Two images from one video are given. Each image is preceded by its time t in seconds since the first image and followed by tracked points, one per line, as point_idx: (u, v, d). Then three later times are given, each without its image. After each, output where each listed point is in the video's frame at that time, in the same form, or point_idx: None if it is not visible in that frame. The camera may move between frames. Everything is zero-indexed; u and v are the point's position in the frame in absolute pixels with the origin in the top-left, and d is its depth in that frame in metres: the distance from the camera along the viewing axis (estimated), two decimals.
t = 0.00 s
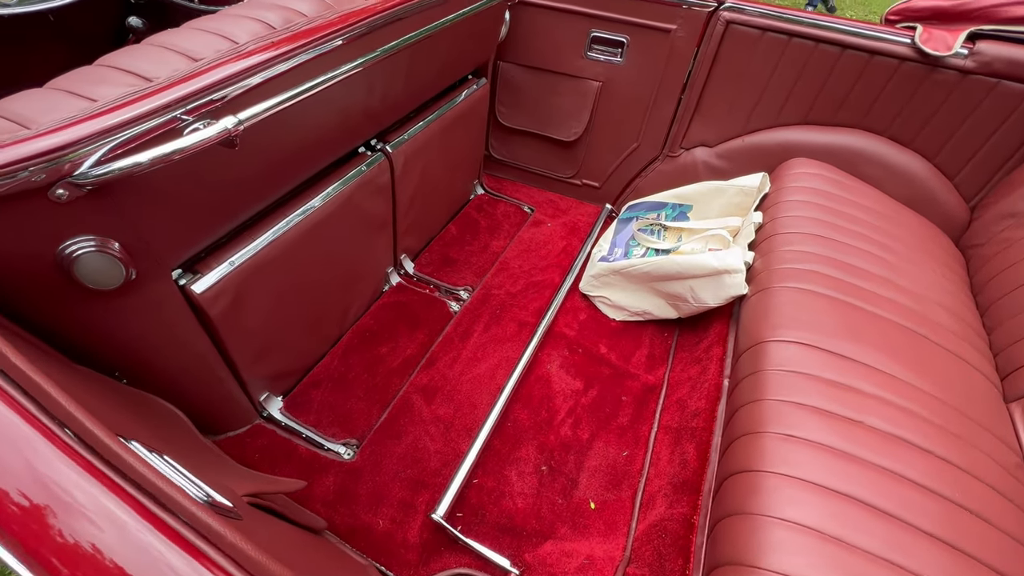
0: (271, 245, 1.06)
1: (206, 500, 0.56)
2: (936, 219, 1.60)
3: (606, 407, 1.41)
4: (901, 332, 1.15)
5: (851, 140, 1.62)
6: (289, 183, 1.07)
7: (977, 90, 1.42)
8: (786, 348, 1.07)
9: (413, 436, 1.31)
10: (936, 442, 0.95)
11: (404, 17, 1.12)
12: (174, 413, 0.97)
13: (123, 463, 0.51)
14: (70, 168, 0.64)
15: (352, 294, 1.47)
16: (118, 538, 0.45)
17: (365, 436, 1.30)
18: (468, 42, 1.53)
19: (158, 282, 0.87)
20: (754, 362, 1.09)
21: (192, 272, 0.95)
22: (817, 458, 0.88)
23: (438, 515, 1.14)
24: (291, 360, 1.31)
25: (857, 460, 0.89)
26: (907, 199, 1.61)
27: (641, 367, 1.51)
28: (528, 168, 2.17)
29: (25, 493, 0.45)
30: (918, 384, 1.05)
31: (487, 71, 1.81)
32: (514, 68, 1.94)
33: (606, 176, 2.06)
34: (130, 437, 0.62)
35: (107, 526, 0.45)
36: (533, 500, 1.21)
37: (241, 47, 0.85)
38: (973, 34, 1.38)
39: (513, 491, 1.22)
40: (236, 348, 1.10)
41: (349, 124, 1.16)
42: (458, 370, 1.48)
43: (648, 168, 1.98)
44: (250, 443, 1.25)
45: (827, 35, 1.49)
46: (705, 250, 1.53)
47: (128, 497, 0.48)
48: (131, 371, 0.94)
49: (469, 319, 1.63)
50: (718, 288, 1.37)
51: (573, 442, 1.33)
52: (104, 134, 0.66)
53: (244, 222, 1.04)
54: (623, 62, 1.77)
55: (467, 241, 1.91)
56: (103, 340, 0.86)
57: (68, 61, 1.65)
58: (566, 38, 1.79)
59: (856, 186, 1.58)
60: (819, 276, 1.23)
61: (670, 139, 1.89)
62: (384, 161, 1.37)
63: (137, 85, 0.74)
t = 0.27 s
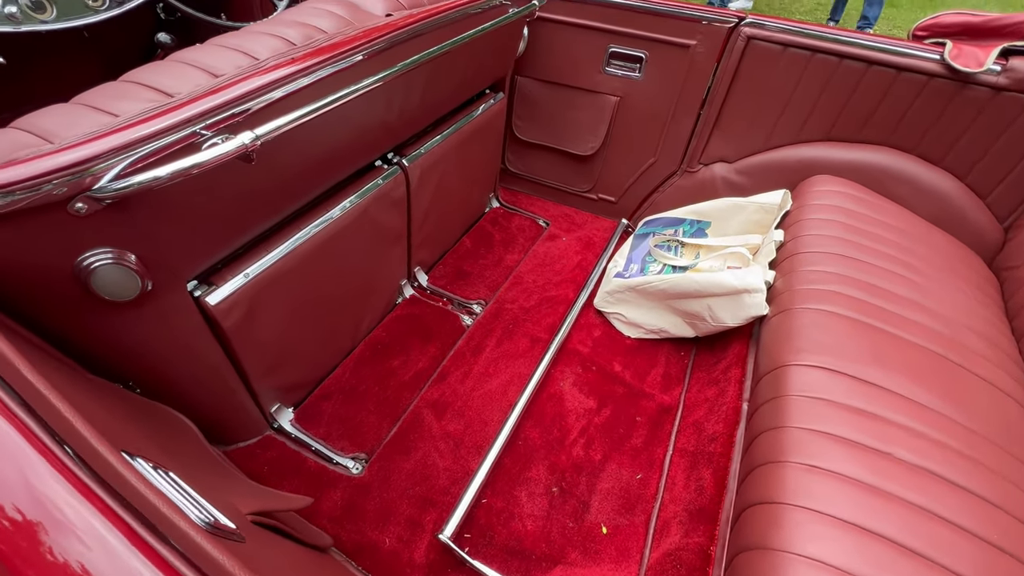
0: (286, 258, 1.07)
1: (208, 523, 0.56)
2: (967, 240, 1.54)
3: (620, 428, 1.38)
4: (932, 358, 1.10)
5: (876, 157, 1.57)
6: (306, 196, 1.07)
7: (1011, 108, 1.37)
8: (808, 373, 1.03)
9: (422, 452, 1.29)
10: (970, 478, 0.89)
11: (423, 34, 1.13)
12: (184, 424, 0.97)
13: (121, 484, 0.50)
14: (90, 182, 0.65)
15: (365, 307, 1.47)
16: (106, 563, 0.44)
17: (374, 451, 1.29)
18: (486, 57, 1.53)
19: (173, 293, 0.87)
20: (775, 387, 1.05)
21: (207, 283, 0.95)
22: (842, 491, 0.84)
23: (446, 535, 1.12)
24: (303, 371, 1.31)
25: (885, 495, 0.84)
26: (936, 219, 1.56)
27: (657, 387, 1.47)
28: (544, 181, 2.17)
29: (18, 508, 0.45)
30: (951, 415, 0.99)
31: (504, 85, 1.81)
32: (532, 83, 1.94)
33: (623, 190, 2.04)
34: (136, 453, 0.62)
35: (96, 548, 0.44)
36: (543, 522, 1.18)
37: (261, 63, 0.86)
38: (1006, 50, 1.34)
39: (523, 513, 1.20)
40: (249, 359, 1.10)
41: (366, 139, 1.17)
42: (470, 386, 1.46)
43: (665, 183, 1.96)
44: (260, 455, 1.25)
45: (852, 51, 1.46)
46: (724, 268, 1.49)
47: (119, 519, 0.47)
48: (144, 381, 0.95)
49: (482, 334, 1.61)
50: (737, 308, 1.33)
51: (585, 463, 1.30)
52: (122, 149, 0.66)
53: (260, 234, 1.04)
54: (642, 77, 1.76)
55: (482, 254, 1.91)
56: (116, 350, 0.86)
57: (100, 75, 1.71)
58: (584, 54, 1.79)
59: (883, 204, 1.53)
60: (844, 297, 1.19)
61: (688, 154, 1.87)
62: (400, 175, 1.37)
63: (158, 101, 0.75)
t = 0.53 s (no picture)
0: (303, 272, 1.08)
1: (217, 543, 0.56)
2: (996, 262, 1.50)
3: (633, 448, 1.35)
4: (961, 386, 1.06)
5: (900, 176, 1.54)
6: (323, 211, 1.08)
7: None
8: (830, 399, 1.00)
9: (432, 469, 1.28)
10: (1004, 515, 0.85)
11: (442, 53, 1.15)
12: (199, 436, 0.98)
13: (132, 502, 0.51)
14: (118, 199, 0.66)
15: (379, 320, 1.48)
16: None
17: (385, 466, 1.29)
18: (503, 75, 1.55)
19: (193, 306, 0.89)
20: (797, 413, 1.02)
21: (225, 296, 0.96)
22: (867, 525, 0.81)
23: (455, 556, 1.11)
24: (316, 384, 1.31)
25: (913, 529, 0.81)
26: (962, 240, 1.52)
27: (672, 408, 1.45)
28: (559, 196, 2.17)
29: (26, 515, 0.45)
30: (982, 446, 0.95)
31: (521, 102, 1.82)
32: (548, 99, 1.95)
33: (638, 206, 2.03)
34: (150, 468, 0.62)
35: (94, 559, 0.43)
36: (555, 545, 1.15)
37: (285, 82, 0.88)
38: None
39: (533, 534, 1.17)
40: (263, 372, 1.11)
41: (383, 155, 1.19)
42: (482, 401, 1.45)
43: (682, 199, 1.94)
44: (272, 467, 1.25)
45: (875, 69, 1.44)
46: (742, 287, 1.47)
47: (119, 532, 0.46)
48: (161, 392, 0.96)
49: (495, 349, 1.60)
50: (756, 328, 1.31)
51: (598, 484, 1.27)
52: (148, 167, 0.68)
53: (278, 248, 1.05)
54: (659, 94, 1.75)
55: (496, 269, 1.91)
56: (135, 362, 0.88)
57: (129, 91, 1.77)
58: (601, 71, 1.80)
59: (907, 224, 1.50)
60: (867, 320, 1.15)
61: (706, 171, 1.85)
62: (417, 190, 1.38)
63: (185, 120, 0.77)
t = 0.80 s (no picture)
0: (316, 284, 1.09)
1: (222, 558, 0.56)
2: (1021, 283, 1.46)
3: (644, 467, 1.33)
4: (986, 412, 1.02)
5: (920, 194, 1.51)
6: (337, 224, 1.10)
7: None
8: (849, 423, 0.97)
9: (440, 483, 1.28)
10: None
11: (457, 70, 1.16)
12: (209, 446, 0.98)
13: (140, 515, 0.51)
14: (137, 213, 0.68)
15: (390, 332, 1.48)
16: None
17: (392, 479, 1.28)
18: (518, 90, 1.56)
19: (207, 317, 0.90)
20: (815, 437, 1.00)
21: (239, 307, 0.97)
22: (890, 558, 0.77)
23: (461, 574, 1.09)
24: (326, 395, 1.32)
25: (938, 563, 0.77)
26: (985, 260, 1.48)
27: (684, 426, 1.42)
28: (572, 210, 2.17)
29: (32, 521, 0.45)
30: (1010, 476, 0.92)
31: (534, 116, 1.84)
32: (562, 114, 1.97)
33: (651, 221, 2.03)
34: (160, 479, 0.63)
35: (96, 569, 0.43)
36: (562, 565, 1.13)
37: (303, 98, 0.90)
38: None
39: (541, 553, 1.16)
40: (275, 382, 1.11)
41: (398, 169, 1.20)
42: (491, 416, 1.44)
43: (695, 215, 1.93)
44: (281, 477, 1.25)
45: (893, 86, 1.42)
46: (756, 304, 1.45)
47: (120, 542, 0.46)
48: (174, 401, 0.97)
49: (505, 362, 1.60)
50: (771, 347, 1.28)
51: (607, 504, 1.25)
52: (168, 181, 0.69)
53: (292, 260, 1.07)
54: (673, 109, 1.75)
55: (507, 281, 1.91)
56: (150, 371, 0.89)
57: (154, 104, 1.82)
58: (615, 87, 1.80)
59: (928, 243, 1.47)
60: (887, 341, 1.12)
61: (720, 187, 1.84)
62: (430, 203, 1.39)
63: (206, 135, 0.79)
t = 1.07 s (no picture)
0: (327, 292, 1.09)
1: (227, 567, 0.56)
2: None
3: (653, 483, 1.31)
4: (1007, 434, 0.99)
5: (937, 209, 1.49)
6: (349, 233, 1.11)
7: None
8: (865, 443, 0.95)
9: (446, 495, 1.27)
10: None
11: (470, 83, 1.18)
12: (217, 452, 0.99)
13: (148, 522, 0.51)
14: (155, 221, 0.69)
15: (399, 341, 1.49)
16: None
17: (398, 489, 1.27)
18: (529, 103, 1.58)
19: (219, 324, 0.91)
20: (830, 456, 0.97)
21: (251, 314, 0.99)
22: None
23: None
24: (335, 403, 1.32)
25: None
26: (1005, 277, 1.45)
27: (694, 442, 1.40)
28: (582, 221, 2.17)
29: (40, 524, 0.46)
30: None
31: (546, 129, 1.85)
32: (573, 127, 1.98)
33: (662, 234, 2.02)
34: (168, 486, 0.63)
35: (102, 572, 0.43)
36: None
37: (318, 110, 0.91)
38: None
39: (547, 569, 1.14)
40: (284, 390, 1.12)
41: (410, 180, 1.21)
42: (499, 427, 1.43)
43: (707, 228, 1.92)
44: (287, 485, 1.25)
45: (908, 101, 1.41)
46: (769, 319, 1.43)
47: (124, 545, 0.46)
48: (185, 407, 0.98)
49: (513, 373, 1.59)
50: (784, 363, 1.26)
51: (615, 520, 1.23)
52: (186, 191, 0.71)
53: (304, 268, 1.08)
54: (684, 122, 1.76)
55: (517, 292, 1.91)
56: (162, 376, 0.90)
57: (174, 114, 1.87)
58: (626, 100, 1.81)
59: (945, 259, 1.44)
60: (905, 359, 1.10)
61: (732, 200, 1.83)
62: (441, 213, 1.40)
63: (223, 146, 0.80)
